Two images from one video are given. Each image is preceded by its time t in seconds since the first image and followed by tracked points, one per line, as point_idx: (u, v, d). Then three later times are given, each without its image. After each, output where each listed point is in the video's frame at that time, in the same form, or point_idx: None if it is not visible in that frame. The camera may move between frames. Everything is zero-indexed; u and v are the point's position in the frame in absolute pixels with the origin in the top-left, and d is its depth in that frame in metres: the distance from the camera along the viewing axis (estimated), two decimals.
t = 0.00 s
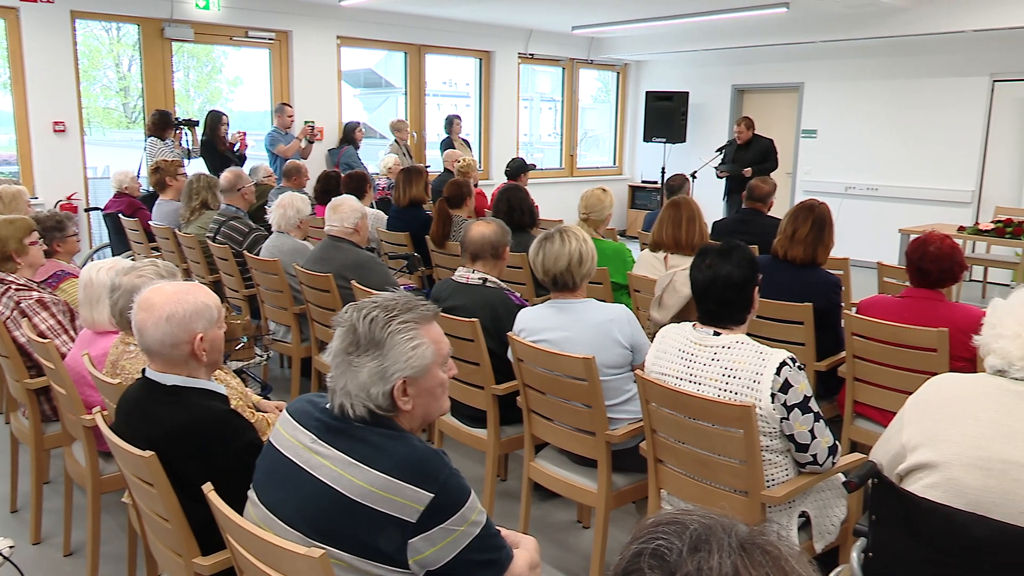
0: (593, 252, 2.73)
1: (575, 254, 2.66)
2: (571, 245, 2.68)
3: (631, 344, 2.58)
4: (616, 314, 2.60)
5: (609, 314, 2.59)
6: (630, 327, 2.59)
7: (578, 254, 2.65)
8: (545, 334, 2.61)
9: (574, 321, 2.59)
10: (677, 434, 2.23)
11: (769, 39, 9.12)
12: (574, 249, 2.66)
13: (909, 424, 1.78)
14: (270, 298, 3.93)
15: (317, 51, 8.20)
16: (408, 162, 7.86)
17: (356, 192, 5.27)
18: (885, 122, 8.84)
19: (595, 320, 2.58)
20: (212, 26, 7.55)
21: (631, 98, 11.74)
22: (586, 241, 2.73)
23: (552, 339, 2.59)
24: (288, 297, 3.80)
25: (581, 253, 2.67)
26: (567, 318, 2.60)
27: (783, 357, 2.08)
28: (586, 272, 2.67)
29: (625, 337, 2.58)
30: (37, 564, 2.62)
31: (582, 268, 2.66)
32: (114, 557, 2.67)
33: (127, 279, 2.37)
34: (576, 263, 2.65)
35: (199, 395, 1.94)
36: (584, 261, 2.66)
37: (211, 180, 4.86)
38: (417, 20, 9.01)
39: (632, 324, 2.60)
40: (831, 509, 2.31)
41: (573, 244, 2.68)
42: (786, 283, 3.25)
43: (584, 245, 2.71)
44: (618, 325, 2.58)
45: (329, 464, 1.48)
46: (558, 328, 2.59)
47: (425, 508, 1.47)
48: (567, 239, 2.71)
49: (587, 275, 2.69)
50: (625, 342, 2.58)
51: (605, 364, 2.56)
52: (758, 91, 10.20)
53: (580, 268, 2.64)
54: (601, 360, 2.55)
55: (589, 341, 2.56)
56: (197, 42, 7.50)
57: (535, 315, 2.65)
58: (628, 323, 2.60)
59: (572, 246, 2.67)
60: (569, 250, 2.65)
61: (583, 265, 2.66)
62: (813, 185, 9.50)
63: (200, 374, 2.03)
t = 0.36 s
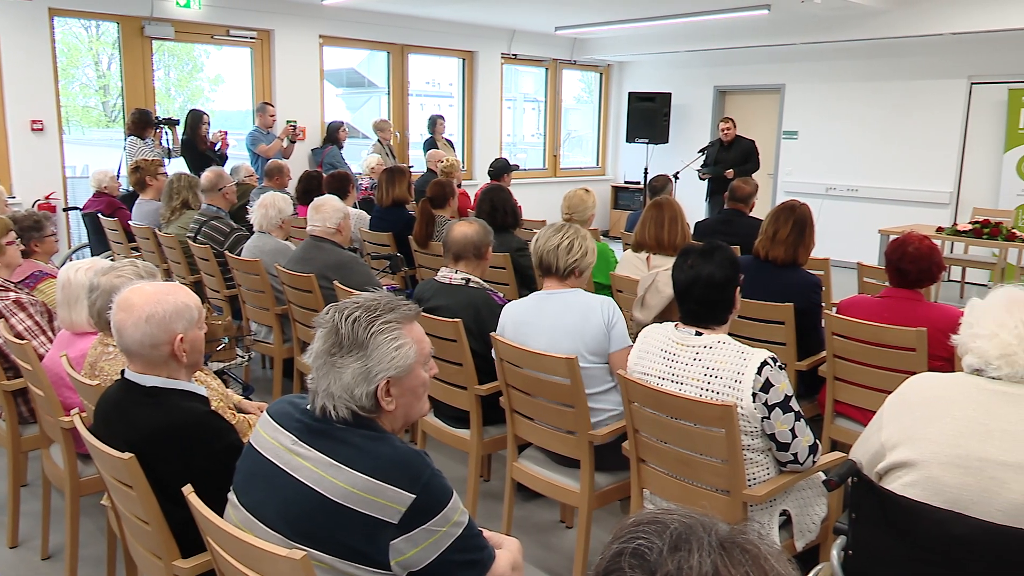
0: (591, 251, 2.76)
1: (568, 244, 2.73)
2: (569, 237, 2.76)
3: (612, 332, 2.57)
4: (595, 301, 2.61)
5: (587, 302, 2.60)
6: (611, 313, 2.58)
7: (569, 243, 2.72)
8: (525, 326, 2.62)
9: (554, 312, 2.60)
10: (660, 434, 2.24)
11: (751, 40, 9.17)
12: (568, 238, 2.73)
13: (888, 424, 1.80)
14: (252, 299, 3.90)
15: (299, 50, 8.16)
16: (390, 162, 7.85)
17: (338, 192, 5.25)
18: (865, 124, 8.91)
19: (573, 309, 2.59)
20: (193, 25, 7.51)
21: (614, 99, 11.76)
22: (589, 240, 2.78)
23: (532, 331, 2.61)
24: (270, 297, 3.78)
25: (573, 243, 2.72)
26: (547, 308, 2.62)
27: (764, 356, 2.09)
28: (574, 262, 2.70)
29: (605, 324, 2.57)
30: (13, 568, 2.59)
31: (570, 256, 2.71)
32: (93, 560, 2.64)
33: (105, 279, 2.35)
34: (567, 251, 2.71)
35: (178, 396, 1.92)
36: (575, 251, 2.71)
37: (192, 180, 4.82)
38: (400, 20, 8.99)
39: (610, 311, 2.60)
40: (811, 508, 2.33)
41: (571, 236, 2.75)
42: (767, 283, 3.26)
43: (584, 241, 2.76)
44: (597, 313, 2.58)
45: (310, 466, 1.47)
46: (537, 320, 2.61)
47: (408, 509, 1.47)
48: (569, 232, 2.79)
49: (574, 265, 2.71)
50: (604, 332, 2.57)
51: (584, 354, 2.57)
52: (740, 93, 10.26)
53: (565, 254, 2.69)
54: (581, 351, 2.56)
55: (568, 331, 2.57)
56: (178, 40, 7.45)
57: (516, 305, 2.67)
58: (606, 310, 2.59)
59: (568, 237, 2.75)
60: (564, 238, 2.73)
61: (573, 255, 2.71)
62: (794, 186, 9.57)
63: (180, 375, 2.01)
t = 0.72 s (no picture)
0: (612, 247, 2.84)
1: (590, 236, 2.81)
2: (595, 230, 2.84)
3: (615, 312, 2.62)
4: (604, 285, 2.69)
5: (596, 284, 2.68)
6: (616, 295, 2.64)
7: (592, 235, 2.80)
8: (534, 300, 2.73)
9: (561, 290, 2.71)
10: (644, 434, 2.24)
11: (734, 41, 9.21)
12: (591, 231, 2.81)
13: (869, 423, 1.81)
14: (234, 299, 3.88)
15: (282, 49, 8.12)
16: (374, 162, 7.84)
17: (322, 192, 5.22)
18: (847, 125, 8.98)
19: (581, 289, 2.69)
20: (175, 23, 7.46)
21: (598, 100, 11.79)
22: (612, 237, 2.85)
23: (539, 305, 2.72)
24: (253, 298, 3.75)
25: (596, 237, 2.80)
26: (557, 286, 2.73)
27: (746, 356, 2.11)
28: (593, 255, 2.78)
29: (609, 304, 2.63)
30: None
31: (590, 248, 2.79)
32: (72, 563, 2.62)
33: (85, 279, 2.32)
34: (588, 242, 2.79)
35: (159, 397, 1.90)
36: (596, 244, 2.79)
37: (174, 179, 4.78)
38: (384, 20, 8.97)
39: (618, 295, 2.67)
40: (793, 507, 2.35)
41: (595, 228, 2.83)
42: (749, 283, 3.28)
43: (607, 236, 2.84)
44: (603, 293, 2.66)
45: (293, 467, 1.47)
46: (546, 295, 2.72)
47: (392, 509, 1.47)
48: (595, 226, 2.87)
49: (593, 258, 2.79)
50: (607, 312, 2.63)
51: (584, 331, 2.64)
52: (723, 94, 10.31)
53: (586, 246, 2.78)
54: (581, 327, 2.63)
55: (572, 307, 2.66)
56: (159, 38, 7.40)
57: (532, 282, 2.81)
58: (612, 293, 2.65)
59: (592, 229, 2.83)
60: (588, 229, 2.81)
61: (592, 247, 2.79)
62: (777, 186, 9.64)
63: (161, 376, 1.99)
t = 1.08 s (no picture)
0: (626, 239, 2.94)
1: (606, 226, 2.92)
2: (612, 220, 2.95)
3: (621, 294, 2.70)
4: (613, 269, 2.76)
5: (605, 267, 2.76)
6: (625, 279, 2.71)
7: (608, 224, 2.91)
8: (544, 277, 2.82)
9: (571, 269, 2.79)
10: (624, 434, 2.25)
11: (714, 43, 9.26)
12: (607, 220, 2.92)
13: (847, 421, 1.83)
14: (213, 300, 3.85)
15: (261, 48, 8.06)
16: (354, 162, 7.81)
17: (302, 191, 5.19)
18: (826, 127, 9.05)
19: (590, 270, 2.77)
20: (152, 21, 7.39)
21: (579, 100, 11.81)
22: (626, 229, 2.96)
23: (548, 282, 2.81)
24: (232, 298, 3.73)
25: (612, 226, 2.91)
26: (568, 266, 2.81)
27: (726, 356, 2.12)
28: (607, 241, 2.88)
29: (617, 286, 2.71)
30: None
31: (605, 236, 2.89)
32: (47, 567, 2.59)
33: (61, 279, 2.30)
34: (603, 228, 2.90)
35: (136, 399, 1.89)
36: (611, 231, 2.89)
37: (152, 178, 4.74)
38: (365, 19, 8.93)
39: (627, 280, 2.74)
40: (773, 505, 2.36)
41: (613, 218, 2.94)
42: (729, 283, 3.30)
43: (622, 228, 2.94)
44: (612, 276, 2.73)
45: (272, 467, 1.46)
46: (556, 273, 2.80)
47: (373, 509, 1.46)
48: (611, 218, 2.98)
49: (606, 245, 2.89)
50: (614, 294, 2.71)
51: (588, 308, 2.71)
52: (703, 95, 10.37)
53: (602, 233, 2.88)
54: (586, 306, 2.71)
55: (579, 285, 2.74)
56: (137, 37, 7.33)
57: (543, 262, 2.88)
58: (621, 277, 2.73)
59: (611, 218, 2.94)
60: (606, 217, 2.93)
61: (606, 235, 2.89)
62: (757, 187, 9.71)
63: (138, 378, 1.97)
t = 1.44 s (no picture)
0: (594, 251, 2.85)
1: (572, 240, 2.83)
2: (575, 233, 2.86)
3: (586, 317, 2.63)
4: (579, 288, 2.69)
5: (572, 285, 2.68)
6: (591, 300, 2.64)
7: (572, 239, 2.82)
8: (509, 295, 2.75)
9: (537, 287, 2.72)
10: (604, 433, 2.26)
11: (694, 44, 9.32)
12: (572, 235, 2.83)
13: (823, 420, 1.85)
14: (190, 301, 3.82)
15: (240, 46, 8.00)
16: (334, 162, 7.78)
17: (281, 191, 5.16)
18: (804, 128, 9.13)
19: (557, 288, 2.70)
20: (129, 19, 7.32)
21: (559, 101, 11.83)
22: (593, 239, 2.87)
23: (514, 300, 2.73)
24: (209, 299, 3.70)
25: (578, 241, 2.81)
26: (535, 284, 2.74)
27: (704, 356, 2.13)
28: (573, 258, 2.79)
29: (582, 309, 2.64)
30: None
31: (571, 252, 2.81)
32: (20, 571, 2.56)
33: (35, 280, 2.27)
34: (567, 245, 2.81)
35: (112, 400, 1.86)
36: (575, 247, 2.81)
37: (128, 178, 4.69)
38: (344, 19, 8.90)
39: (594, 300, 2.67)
40: (751, 504, 2.38)
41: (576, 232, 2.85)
42: (708, 284, 3.32)
43: (588, 240, 2.85)
44: (578, 297, 2.66)
45: (249, 469, 1.45)
46: (522, 290, 2.73)
47: (351, 510, 1.46)
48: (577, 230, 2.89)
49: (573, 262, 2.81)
50: (579, 316, 2.64)
51: (553, 331, 2.66)
52: (682, 96, 10.43)
53: (566, 250, 2.79)
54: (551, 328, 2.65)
55: (544, 305, 2.67)
56: (113, 34, 7.26)
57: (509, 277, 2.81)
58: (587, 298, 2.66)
59: (574, 232, 2.84)
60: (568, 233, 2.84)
61: (569, 252, 2.80)
62: (736, 188, 9.78)
63: (113, 379, 1.94)
